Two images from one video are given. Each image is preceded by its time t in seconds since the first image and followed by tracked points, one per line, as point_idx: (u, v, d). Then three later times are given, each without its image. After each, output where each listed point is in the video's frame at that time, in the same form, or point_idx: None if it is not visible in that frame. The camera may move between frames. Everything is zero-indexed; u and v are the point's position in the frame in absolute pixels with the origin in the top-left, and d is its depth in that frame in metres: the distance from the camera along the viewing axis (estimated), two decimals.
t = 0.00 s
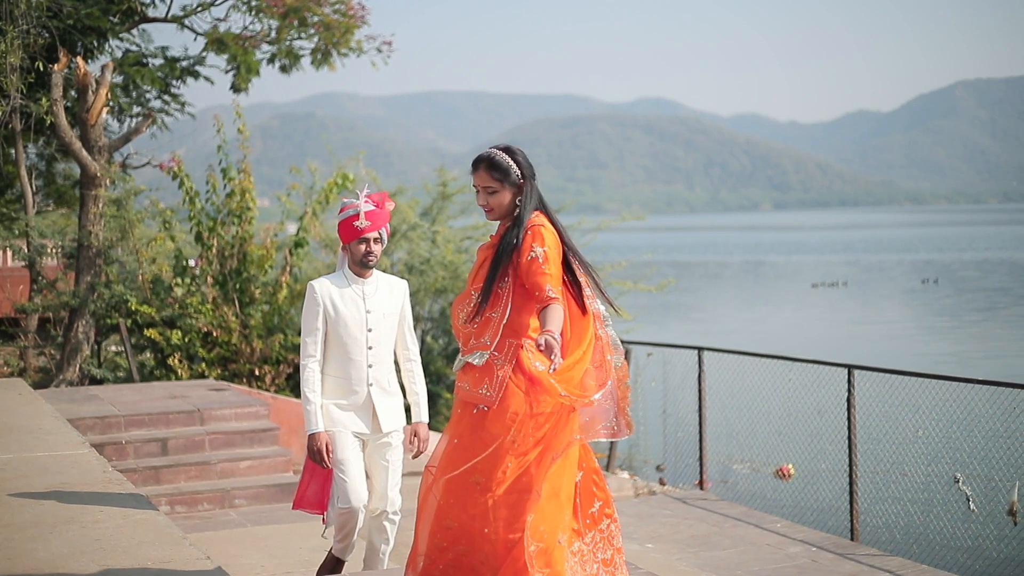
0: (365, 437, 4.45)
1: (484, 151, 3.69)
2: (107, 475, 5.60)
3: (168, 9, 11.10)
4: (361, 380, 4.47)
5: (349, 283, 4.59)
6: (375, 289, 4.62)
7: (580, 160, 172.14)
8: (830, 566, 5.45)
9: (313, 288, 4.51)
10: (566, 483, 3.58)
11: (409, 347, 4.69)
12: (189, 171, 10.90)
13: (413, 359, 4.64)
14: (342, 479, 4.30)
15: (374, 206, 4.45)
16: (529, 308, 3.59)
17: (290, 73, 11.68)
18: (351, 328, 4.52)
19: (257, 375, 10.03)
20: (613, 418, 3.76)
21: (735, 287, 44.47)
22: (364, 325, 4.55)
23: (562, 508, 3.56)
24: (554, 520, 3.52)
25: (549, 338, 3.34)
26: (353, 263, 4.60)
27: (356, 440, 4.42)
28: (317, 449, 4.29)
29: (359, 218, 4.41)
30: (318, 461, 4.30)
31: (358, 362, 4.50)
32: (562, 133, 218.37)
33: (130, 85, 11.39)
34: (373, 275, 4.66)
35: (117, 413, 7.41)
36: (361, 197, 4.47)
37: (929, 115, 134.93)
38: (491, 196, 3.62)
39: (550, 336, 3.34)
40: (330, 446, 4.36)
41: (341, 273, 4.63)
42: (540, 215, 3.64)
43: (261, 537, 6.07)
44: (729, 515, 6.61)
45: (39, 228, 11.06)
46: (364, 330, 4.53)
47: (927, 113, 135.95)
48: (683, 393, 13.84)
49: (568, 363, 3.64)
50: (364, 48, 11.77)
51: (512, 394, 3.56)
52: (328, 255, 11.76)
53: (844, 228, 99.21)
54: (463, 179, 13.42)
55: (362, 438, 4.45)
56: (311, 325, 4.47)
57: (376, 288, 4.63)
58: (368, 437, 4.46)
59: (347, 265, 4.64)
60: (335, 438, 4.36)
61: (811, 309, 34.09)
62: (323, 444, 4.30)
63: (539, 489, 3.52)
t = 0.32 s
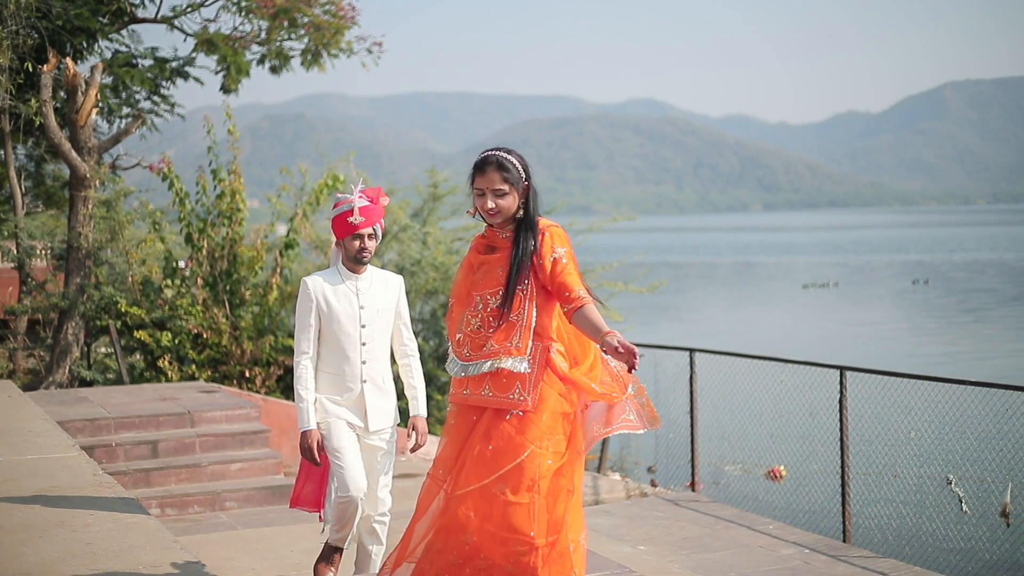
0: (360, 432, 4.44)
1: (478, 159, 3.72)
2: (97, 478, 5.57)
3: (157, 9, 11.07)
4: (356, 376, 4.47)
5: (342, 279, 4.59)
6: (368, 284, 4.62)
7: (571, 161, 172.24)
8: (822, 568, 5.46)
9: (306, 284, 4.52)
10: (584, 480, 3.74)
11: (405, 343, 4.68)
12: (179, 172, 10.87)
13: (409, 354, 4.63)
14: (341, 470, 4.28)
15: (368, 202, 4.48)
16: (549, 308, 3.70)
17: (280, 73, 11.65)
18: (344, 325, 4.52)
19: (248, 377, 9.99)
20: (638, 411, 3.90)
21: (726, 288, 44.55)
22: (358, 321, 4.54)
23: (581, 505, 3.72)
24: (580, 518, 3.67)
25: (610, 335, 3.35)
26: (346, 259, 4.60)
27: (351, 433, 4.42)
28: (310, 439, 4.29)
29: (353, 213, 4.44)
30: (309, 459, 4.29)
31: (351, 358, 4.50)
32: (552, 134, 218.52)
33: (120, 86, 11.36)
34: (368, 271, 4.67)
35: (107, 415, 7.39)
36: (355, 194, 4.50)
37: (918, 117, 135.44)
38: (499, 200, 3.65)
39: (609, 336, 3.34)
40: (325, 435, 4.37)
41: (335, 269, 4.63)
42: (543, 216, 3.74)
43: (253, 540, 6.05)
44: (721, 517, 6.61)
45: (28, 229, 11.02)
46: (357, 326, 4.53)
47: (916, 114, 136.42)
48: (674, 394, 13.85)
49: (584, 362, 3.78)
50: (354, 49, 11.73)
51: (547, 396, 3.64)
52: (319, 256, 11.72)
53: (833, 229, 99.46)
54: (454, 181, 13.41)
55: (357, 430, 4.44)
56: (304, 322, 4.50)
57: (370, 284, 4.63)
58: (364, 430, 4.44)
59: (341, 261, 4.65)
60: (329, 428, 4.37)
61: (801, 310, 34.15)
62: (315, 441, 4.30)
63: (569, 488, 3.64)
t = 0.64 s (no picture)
0: (359, 428, 4.43)
1: (483, 159, 3.82)
2: (91, 480, 5.55)
3: (150, 10, 11.04)
4: (354, 376, 4.46)
5: (340, 277, 4.59)
6: (365, 283, 4.62)
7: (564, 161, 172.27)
8: (818, 569, 5.46)
9: (303, 284, 4.51)
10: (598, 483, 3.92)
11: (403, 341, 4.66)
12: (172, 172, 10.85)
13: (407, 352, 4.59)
14: (340, 463, 4.27)
15: (364, 201, 4.47)
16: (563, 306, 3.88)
17: (273, 74, 11.62)
18: (341, 324, 4.50)
19: (241, 378, 9.96)
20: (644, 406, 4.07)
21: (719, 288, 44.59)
22: (355, 320, 4.53)
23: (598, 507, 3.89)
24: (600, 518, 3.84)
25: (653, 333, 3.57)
26: (343, 258, 4.59)
27: (349, 429, 4.41)
28: (304, 441, 4.30)
29: (350, 212, 4.43)
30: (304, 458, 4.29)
31: (349, 357, 4.48)
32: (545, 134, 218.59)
33: (112, 86, 11.32)
34: (364, 270, 4.66)
35: (99, 416, 7.37)
36: (351, 192, 4.50)
37: (910, 117, 135.77)
38: (515, 198, 3.77)
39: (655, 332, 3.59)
40: (323, 430, 4.37)
41: (332, 268, 4.63)
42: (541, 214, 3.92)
43: (247, 542, 6.03)
44: (716, 518, 6.61)
45: (20, 230, 10.99)
46: (355, 325, 4.52)
47: (909, 115, 136.74)
48: (669, 395, 13.85)
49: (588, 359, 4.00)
50: (347, 50, 11.71)
51: (576, 392, 3.82)
52: (312, 257, 11.67)
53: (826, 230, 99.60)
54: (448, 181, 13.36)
55: (355, 423, 4.42)
56: (301, 321, 4.47)
57: (368, 282, 4.63)
58: (362, 423, 4.42)
59: (338, 260, 4.64)
60: (327, 423, 4.37)
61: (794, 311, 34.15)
62: (310, 442, 4.31)
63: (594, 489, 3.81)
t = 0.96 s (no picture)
0: (356, 431, 4.42)
1: (496, 162, 3.81)
2: (85, 482, 5.52)
3: (142, 10, 11.01)
4: (353, 378, 4.45)
5: (336, 279, 4.58)
6: (362, 285, 4.61)
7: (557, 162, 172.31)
8: (814, 570, 5.45)
9: (299, 287, 4.50)
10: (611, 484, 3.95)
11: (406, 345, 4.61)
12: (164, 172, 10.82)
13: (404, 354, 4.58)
14: (338, 464, 4.25)
15: (359, 201, 4.44)
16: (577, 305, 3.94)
17: (266, 74, 11.59)
18: (338, 326, 4.49)
19: (235, 379, 9.94)
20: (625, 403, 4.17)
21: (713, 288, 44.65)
22: (352, 323, 4.51)
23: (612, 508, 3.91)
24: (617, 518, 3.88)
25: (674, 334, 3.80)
26: (340, 259, 4.59)
27: (347, 431, 4.40)
28: (299, 445, 4.30)
29: (345, 213, 4.42)
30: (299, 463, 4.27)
31: (347, 360, 4.47)
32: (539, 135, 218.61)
33: (105, 87, 11.27)
34: (362, 271, 4.65)
35: (93, 418, 7.34)
36: (347, 193, 4.47)
37: (902, 118, 136.14)
38: (532, 195, 3.80)
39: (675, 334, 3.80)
40: (320, 432, 4.34)
41: (329, 270, 4.62)
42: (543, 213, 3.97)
43: (241, 544, 6.01)
44: (711, 520, 6.60)
45: (12, 230, 11.00)
46: (352, 328, 4.50)
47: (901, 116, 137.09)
48: (663, 396, 13.85)
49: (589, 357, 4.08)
50: (340, 50, 11.69)
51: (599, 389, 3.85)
52: (306, 258, 11.64)
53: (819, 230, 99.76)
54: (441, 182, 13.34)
55: (352, 425, 4.41)
56: (297, 324, 4.46)
57: (365, 284, 4.62)
58: (359, 424, 4.41)
59: (334, 262, 4.64)
60: (324, 425, 4.36)
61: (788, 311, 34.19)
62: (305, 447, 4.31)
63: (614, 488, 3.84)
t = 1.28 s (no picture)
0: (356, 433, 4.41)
1: (516, 165, 3.80)
2: (82, 484, 5.51)
3: (139, 9, 10.97)
4: (353, 380, 4.44)
5: (336, 280, 4.57)
6: (362, 287, 4.59)
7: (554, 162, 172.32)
8: (813, 571, 5.46)
9: (299, 289, 4.49)
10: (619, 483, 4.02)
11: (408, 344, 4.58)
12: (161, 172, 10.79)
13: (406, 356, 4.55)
14: (342, 471, 4.24)
15: (358, 202, 4.43)
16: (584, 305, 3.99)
17: (262, 74, 11.57)
18: (339, 328, 4.48)
19: (232, 379, 9.93)
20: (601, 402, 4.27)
21: (709, 288, 44.68)
22: (353, 325, 4.50)
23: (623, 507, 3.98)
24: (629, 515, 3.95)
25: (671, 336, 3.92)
26: (339, 260, 4.58)
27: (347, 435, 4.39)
28: (298, 450, 4.27)
29: (344, 213, 4.40)
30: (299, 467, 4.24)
31: (349, 363, 4.46)
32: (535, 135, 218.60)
33: (101, 86, 11.24)
34: (362, 273, 4.64)
35: (90, 419, 7.32)
36: (345, 193, 4.46)
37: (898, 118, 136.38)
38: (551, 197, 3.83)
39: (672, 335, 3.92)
40: (320, 437, 4.33)
41: (329, 272, 4.60)
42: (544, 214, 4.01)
43: (239, 545, 5.99)
44: (709, 520, 6.60)
45: (8, 230, 11.00)
46: (353, 329, 4.49)
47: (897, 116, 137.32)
48: (661, 396, 13.86)
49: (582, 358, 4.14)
50: (336, 50, 11.66)
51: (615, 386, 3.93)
52: (303, 258, 11.62)
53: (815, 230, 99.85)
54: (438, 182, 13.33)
55: (353, 430, 4.40)
56: (298, 326, 4.45)
57: (365, 286, 4.61)
58: (360, 428, 4.40)
59: (334, 263, 4.62)
60: (325, 429, 4.34)
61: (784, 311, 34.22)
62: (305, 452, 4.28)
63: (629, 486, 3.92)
